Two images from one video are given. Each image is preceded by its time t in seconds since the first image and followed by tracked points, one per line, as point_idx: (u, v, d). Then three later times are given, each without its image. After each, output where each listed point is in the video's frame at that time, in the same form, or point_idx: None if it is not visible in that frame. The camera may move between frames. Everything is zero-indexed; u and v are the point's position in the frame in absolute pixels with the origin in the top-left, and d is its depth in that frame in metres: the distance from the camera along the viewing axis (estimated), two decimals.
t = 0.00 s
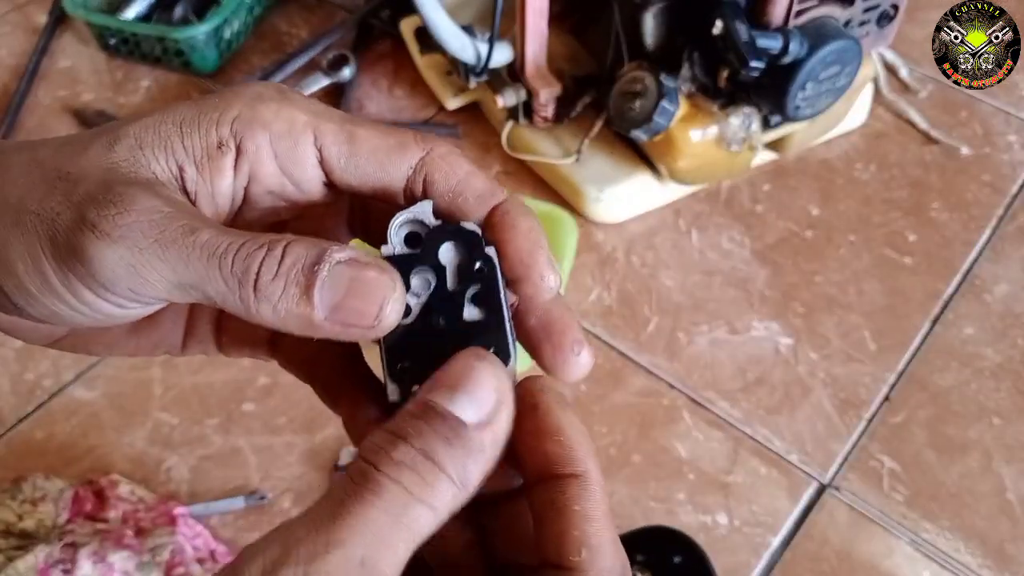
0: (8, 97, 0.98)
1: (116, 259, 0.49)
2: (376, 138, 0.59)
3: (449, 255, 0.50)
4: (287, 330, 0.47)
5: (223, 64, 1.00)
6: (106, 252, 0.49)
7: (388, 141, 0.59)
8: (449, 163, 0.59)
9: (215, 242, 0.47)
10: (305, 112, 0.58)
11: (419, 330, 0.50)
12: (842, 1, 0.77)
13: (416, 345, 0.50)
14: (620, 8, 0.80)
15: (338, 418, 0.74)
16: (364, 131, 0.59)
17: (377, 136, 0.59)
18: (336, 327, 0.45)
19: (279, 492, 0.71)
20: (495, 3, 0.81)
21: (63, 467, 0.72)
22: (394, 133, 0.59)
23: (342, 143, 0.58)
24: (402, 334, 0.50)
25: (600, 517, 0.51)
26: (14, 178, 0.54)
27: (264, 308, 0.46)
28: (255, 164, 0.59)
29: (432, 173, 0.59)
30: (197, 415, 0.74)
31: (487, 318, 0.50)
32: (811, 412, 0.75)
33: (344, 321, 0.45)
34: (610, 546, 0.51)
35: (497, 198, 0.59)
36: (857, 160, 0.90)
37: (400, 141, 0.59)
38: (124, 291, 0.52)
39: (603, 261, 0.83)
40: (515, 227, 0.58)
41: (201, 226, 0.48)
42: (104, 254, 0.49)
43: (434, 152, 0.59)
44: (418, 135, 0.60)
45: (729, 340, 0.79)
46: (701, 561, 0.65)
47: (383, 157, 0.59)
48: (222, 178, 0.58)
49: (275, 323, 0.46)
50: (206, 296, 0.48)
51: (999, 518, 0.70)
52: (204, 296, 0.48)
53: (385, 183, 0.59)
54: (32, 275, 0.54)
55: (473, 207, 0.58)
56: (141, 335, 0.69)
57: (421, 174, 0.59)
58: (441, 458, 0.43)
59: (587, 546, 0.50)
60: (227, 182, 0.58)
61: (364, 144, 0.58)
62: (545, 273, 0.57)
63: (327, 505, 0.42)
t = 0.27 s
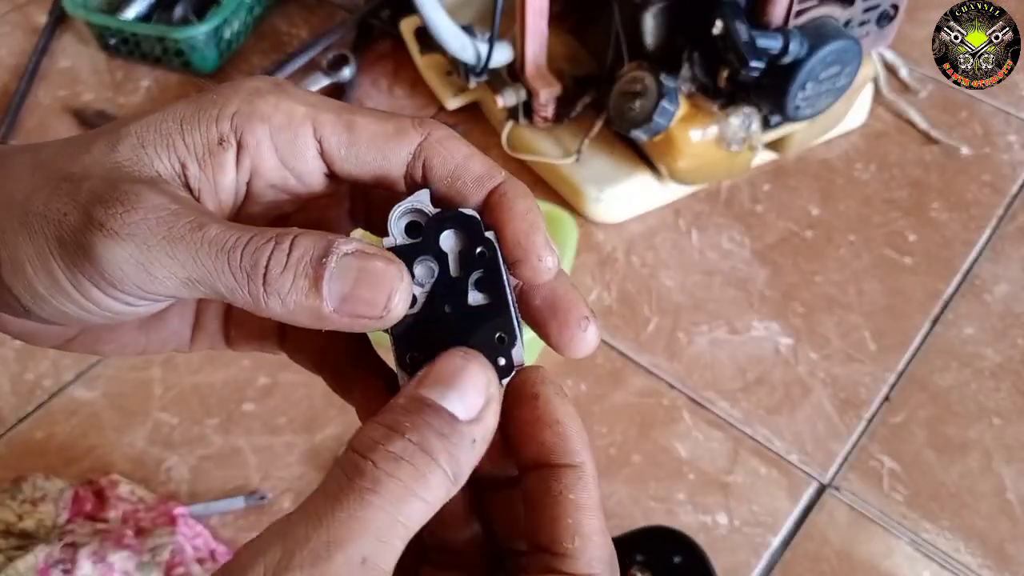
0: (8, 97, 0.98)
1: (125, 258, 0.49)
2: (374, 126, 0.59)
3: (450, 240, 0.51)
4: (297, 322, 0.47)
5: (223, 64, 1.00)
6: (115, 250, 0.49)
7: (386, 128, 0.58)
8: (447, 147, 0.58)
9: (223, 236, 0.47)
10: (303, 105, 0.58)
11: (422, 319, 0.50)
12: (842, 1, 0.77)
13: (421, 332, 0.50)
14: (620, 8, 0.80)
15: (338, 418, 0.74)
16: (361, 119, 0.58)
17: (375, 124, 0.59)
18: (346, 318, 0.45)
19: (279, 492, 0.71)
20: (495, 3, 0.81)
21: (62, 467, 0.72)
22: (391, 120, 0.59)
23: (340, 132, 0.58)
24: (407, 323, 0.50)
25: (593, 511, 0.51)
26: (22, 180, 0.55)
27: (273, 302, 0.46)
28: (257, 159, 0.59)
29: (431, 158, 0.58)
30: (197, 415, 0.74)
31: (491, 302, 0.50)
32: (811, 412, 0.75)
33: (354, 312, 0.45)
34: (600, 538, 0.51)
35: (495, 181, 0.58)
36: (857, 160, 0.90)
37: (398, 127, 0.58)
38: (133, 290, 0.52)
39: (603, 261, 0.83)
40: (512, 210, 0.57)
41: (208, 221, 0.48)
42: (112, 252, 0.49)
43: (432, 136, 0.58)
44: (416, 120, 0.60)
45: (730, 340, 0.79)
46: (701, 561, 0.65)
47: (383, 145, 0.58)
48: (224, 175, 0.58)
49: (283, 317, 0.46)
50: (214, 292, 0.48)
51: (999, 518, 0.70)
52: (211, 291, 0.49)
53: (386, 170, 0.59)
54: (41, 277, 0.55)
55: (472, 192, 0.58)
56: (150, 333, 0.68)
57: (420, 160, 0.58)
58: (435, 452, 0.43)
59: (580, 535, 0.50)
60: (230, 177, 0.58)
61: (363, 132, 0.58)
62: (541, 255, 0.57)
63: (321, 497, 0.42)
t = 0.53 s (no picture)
0: (8, 97, 0.98)
1: (129, 260, 0.49)
2: (365, 130, 0.59)
3: (448, 239, 0.53)
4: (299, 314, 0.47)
5: (223, 64, 1.00)
6: (118, 252, 0.49)
7: (378, 133, 0.59)
8: (439, 151, 0.59)
9: (225, 234, 0.47)
10: (294, 109, 0.58)
11: (421, 313, 0.52)
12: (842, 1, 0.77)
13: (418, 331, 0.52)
14: (620, 8, 0.80)
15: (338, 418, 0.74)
16: (353, 123, 0.59)
17: (367, 128, 0.59)
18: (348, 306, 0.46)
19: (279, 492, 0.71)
20: (495, 3, 0.81)
21: (63, 467, 0.72)
22: (383, 125, 0.59)
23: (332, 137, 0.58)
24: (404, 321, 0.52)
25: (589, 504, 0.52)
26: (18, 192, 0.55)
27: (277, 295, 0.46)
28: (250, 163, 0.59)
29: (424, 163, 0.58)
30: (197, 415, 0.74)
31: (487, 300, 0.52)
32: (811, 412, 0.75)
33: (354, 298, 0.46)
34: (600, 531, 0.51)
35: (490, 181, 0.58)
36: (857, 160, 0.90)
37: (390, 132, 0.59)
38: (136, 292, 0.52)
39: (603, 261, 0.83)
40: (512, 209, 0.57)
41: (209, 220, 0.48)
42: (114, 254, 0.49)
43: (424, 141, 0.59)
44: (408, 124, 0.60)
45: (730, 340, 0.79)
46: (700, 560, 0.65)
47: (375, 150, 0.59)
48: (220, 179, 0.58)
49: (288, 308, 0.47)
50: (219, 289, 0.49)
51: (999, 518, 0.70)
52: (217, 290, 0.49)
53: (378, 175, 0.59)
54: (44, 286, 0.54)
55: (466, 195, 0.58)
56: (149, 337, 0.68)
57: (413, 164, 0.59)
58: (419, 429, 0.44)
59: (579, 529, 0.51)
60: (225, 181, 0.59)
61: (355, 136, 0.58)
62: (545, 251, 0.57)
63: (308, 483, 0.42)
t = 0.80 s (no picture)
0: (8, 97, 0.98)
1: (139, 245, 0.49)
2: (363, 128, 0.59)
3: (447, 226, 0.53)
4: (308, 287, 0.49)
5: (223, 64, 1.00)
6: (129, 236, 0.49)
7: (375, 131, 0.59)
8: (436, 148, 0.59)
9: (234, 215, 0.48)
10: (290, 105, 0.59)
11: (420, 296, 0.52)
12: (842, 1, 0.77)
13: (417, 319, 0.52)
14: (620, 9, 0.80)
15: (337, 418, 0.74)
16: (350, 121, 0.59)
17: (364, 126, 0.59)
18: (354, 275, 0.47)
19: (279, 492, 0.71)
20: (495, 3, 0.81)
21: (63, 468, 0.72)
22: (379, 125, 0.59)
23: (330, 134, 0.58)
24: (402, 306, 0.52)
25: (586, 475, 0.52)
26: (20, 196, 0.55)
27: (287, 270, 0.48)
28: (249, 157, 0.59)
29: (421, 162, 0.58)
30: (197, 415, 0.74)
31: (488, 286, 0.52)
32: (811, 413, 0.75)
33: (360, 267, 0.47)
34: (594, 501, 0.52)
35: (490, 176, 0.59)
36: (857, 160, 0.90)
37: (387, 130, 0.59)
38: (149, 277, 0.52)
39: (603, 261, 0.83)
40: (517, 199, 0.58)
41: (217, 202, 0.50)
42: (126, 240, 0.49)
43: (420, 140, 0.59)
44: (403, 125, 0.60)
45: (730, 340, 0.79)
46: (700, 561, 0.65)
47: (372, 148, 0.58)
48: (222, 172, 0.59)
49: (300, 281, 0.49)
50: (232, 270, 0.49)
51: (999, 518, 0.70)
52: (231, 270, 0.50)
53: (373, 173, 0.59)
54: (57, 276, 0.54)
55: (467, 190, 0.59)
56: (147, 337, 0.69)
57: (410, 163, 0.58)
58: (372, 404, 0.44)
59: (574, 500, 0.51)
60: (225, 174, 0.59)
61: (353, 134, 0.58)
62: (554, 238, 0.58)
63: (268, 474, 0.42)
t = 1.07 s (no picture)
0: (8, 97, 0.98)
1: (116, 190, 0.49)
2: (363, 118, 0.61)
3: (445, 213, 0.56)
4: (280, 245, 0.48)
5: (223, 64, 1.00)
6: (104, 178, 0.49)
7: (376, 121, 0.61)
8: (437, 139, 0.61)
9: (213, 164, 0.48)
10: (287, 93, 0.61)
11: (418, 278, 0.54)
12: (842, 1, 0.77)
13: (413, 299, 0.54)
14: (620, 9, 0.80)
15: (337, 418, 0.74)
16: (352, 112, 0.61)
17: (365, 117, 0.61)
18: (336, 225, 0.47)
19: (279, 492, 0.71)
20: (495, 2, 0.81)
21: (63, 468, 0.72)
22: (379, 116, 0.62)
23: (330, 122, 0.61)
24: (400, 287, 0.54)
25: (559, 431, 0.49)
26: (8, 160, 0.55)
27: (261, 223, 0.47)
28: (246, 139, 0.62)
29: (422, 151, 0.61)
30: (197, 415, 0.74)
31: (483, 271, 0.55)
32: (811, 413, 0.75)
33: (344, 213, 0.47)
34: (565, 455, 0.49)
35: (490, 168, 0.62)
36: (857, 160, 0.90)
37: (388, 120, 0.61)
38: (120, 228, 0.51)
39: (603, 261, 0.83)
40: (517, 191, 0.60)
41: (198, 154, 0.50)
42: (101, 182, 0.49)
43: (420, 130, 0.61)
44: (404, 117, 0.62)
45: (730, 340, 0.79)
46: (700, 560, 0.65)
47: (373, 137, 0.61)
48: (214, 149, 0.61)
49: (275, 239, 0.48)
50: (201, 223, 0.48)
51: (999, 518, 0.70)
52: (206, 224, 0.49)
53: (372, 161, 0.61)
54: (37, 236, 0.54)
55: (467, 180, 0.61)
56: (137, 330, 0.70)
57: (411, 152, 0.61)
58: (322, 400, 0.47)
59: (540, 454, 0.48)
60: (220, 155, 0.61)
61: (354, 124, 0.61)
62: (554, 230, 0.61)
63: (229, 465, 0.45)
